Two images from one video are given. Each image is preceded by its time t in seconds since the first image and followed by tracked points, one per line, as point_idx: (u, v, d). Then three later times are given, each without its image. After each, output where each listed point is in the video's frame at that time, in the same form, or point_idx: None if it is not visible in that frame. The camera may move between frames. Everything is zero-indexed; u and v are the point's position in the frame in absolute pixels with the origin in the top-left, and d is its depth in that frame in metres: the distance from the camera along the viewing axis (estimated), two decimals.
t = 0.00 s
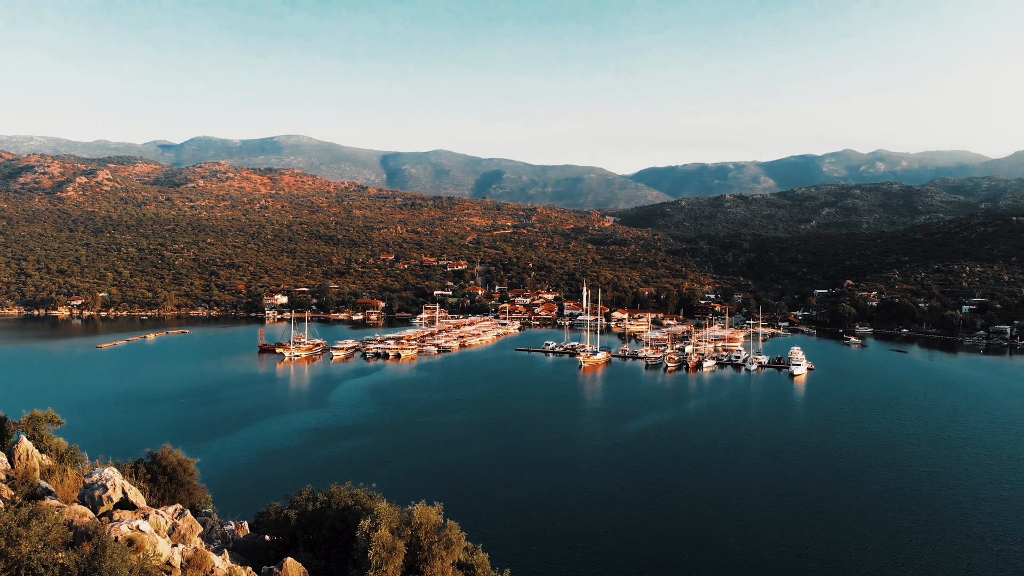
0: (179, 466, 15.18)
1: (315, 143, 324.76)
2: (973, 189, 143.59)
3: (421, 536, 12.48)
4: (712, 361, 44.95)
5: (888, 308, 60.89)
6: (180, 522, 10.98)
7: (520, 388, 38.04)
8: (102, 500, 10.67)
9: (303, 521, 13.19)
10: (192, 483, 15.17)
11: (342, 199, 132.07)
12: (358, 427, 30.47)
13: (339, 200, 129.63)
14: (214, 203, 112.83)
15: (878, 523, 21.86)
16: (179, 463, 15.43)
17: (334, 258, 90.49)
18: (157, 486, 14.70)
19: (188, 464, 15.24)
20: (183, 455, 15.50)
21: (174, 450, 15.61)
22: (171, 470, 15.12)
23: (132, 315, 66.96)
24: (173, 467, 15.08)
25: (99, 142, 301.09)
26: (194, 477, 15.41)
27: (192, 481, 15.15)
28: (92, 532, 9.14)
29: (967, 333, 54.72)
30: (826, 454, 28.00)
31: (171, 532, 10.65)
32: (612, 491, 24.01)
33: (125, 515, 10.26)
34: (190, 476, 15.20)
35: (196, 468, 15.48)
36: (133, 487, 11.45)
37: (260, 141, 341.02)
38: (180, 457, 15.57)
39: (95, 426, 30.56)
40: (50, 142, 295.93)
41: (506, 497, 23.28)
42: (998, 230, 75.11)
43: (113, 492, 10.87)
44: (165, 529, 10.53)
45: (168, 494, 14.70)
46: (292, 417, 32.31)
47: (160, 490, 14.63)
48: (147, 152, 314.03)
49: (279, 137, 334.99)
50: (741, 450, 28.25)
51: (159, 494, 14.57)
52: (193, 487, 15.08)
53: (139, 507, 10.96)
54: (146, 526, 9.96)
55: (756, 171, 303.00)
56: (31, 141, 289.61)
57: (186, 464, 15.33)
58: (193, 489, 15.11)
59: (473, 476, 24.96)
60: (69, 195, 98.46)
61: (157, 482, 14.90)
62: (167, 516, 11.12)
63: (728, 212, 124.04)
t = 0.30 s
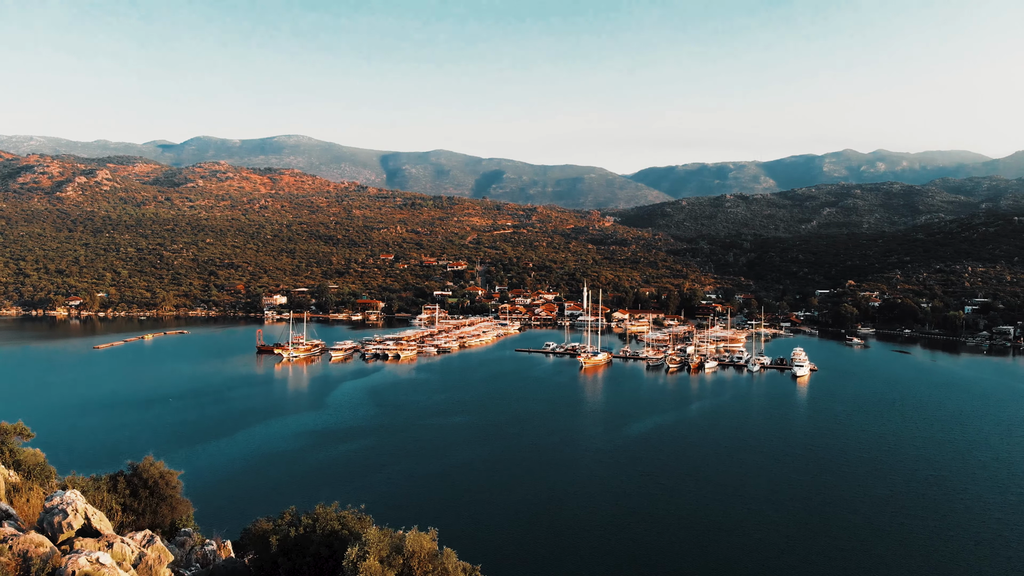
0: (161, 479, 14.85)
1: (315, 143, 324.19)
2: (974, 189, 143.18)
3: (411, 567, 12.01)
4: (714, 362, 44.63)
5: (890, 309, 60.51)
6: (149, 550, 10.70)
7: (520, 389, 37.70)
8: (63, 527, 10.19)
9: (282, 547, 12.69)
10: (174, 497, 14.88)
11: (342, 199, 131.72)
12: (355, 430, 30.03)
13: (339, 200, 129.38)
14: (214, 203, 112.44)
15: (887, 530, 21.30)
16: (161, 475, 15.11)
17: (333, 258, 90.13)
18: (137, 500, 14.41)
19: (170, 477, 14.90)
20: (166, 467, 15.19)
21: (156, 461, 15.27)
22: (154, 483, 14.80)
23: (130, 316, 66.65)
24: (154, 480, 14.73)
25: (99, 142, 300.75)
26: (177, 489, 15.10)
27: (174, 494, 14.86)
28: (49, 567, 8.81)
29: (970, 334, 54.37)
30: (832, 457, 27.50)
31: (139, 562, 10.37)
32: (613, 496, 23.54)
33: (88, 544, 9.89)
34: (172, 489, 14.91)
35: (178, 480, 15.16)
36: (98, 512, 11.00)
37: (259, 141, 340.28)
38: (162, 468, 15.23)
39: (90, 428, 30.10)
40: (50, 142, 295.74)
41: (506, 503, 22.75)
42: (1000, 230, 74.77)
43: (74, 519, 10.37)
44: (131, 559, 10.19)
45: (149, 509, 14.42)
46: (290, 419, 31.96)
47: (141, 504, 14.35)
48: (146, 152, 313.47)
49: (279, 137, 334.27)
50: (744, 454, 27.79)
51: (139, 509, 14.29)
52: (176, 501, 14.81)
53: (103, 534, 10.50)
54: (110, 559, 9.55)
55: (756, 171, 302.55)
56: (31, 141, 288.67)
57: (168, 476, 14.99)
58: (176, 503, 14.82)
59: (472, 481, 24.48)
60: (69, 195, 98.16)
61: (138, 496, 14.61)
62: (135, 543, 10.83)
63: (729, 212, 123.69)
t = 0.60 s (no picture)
0: (139, 495, 14.46)
1: (315, 142, 323.55)
2: (975, 189, 142.77)
3: None
4: (716, 363, 44.26)
5: (893, 309, 60.18)
6: None
7: (521, 391, 37.30)
8: (11, 563, 9.34)
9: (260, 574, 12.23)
10: (154, 514, 14.43)
11: (342, 199, 131.32)
12: (353, 433, 29.57)
13: (339, 200, 129.12)
14: (213, 203, 112.04)
15: (896, 536, 20.79)
16: (140, 491, 14.73)
17: (333, 258, 89.75)
18: (115, 517, 13.96)
19: (149, 493, 14.53)
20: (144, 483, 14.80)
21: (135, 476, 14.93)
22: (133, 501, 14.36)
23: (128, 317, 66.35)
24: (132, 496, 14.35)
25: (99, 142, 300.51)
26: (157, 505, 14.66)
27: (154, 511, 14.41)
28: None
29: (973, 334, 54.02)
30: (837, 462, 27.03)
31: None
32: (615, 501, 23.05)
33: None
34: (151, 505, 14.47)
35: (158, 496, 14.74)
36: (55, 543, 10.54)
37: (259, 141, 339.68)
38: (141, 484, 14.84)
39: (85, 431, 29.61)
40: (50, 142, 295.57)
41: (506, 509, 22.24)
42: (1002, 230, 74.41)
43: (25, 554, 9.54)
44: None
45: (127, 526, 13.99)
46: (288, 422, 31.56)
47: (119, 521, 13.90)
48: (146, 152, 312.92)
49: (279, 137, 333.64)
50: (747, 458, 27.36)
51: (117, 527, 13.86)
52: (155, 518, 14.34)
53: (59, 569, 9.73)
54: None
55: (756, 171, 302.05)
56: (31, 141, 288.24)
57: (147, 492, 14.60)
58: (156, 520, 14.36)
59: (471, 486, 24.01)
60: (68, 194, 97.78)
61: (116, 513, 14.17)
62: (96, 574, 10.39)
63: (730, 212, 123.32)
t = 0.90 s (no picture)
0: (118, 511, 13.84)
1: (315, 142, 323.04)
2: (976, 189, 142.41)
3: None
4: (718, 365, 43.89)
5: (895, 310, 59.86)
6: None
7: (522, 393, 36.94)
8: None
9: None
10: (134, 530, 13.86)
11: (342, 199, 131.00)
12: (351, 436, 29.18)
13: (339, 200, 128.82)
14: (213, 202, 111.73)
15: (905, 543, 20.29)
16: (119, 505, 14.12)
17: (332, 258, 89.38)
18: (91, 536, 13.41)
19: (128, 509, 13.93)
20: (124, 497, 14.16)
21: (114, 489, 14.29)
22: (111, 517, 13.78)
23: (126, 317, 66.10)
24: (110, 512, 13.75)
25: (99, 142, 300.26)
26: (137, 520, 14.09)
27: (133, 528, 13.83)
28: None
29: (976, 335, 53.66)
30: (842, 465, 26.59)
31: None
32: (617, 507, 22.59)
33: None
34: (131, 521, 13.89)
35: (138, 511, 14.16)
36: None
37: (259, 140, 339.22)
38: (121, 498, 14.22)
39: (80, 433, 29.19)
40: (51, 142, 295.63)
41: (506, 514, 21.78)
42: (1004, 230, 74.07)
43: None
44: None
45: (105, 545, 13.45)
46: (287, 424, 31.22)
47: (95, 540, 13.35)
48: (146, 152, 312.54)
49: (279, 136, 333.25)
50: (751, 461, 26.92)
51: (94, 547, 13.32)
52: (135, 535, 13.77)
53: None
54: None
55: (756, 171, 301.70)
56: (31, 141, 287.87)
57: (126, 507, 13.99)
58: (136, 536, 13.81)
59: (470, 491, 23.55)
60: (67, 194, 97.41)
61: (93, 530, 13.63)
62: None
63: (730, 212, 123.00)
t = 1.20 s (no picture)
0: (94, 528, 13.55)
1: (315, 142, 322.71)
2: (977, 189, 142.14)
3: None
4: (720, 366, 43.57)
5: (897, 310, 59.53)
6: None
7: (522, 395, 36.58)
8: None
9: None
10: (111, 548, 13.60)
11: (342, 198, 130.80)
12: (349, 438, 28.80)
13: (338, 200, 128.52)
14: (212, 202, 111.47)
15: (914, 549, 19.78)
16: (96, 522, 13.82)
17: (332, 258, 89.10)
18: (67, 555, 13.10)
19: (104, 526, 13.64)
20: (100, 513, 13.86)
21: (90, 505, 13.96)
22: (87, 535, 13.48)
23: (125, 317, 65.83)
24: (86, 530, 13.44)
25: (99, 143, 299.83)
26: (114, 538, 13.81)
27: (110, 546, 13.56)
28: None
29: (980, 336, 53.29)
30: (847, 469, 26.13)
31: None
32: (618, 511, 22.14)
33: None
34: (108, 539, 13.61)
35: (115, 528, 13.88)
36: None
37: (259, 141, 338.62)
38: (97, 514, 13.91)
39: (75, 434, 28.80)
40: (51, 142, 295.28)
41: (505, 519, 21.30)
42: (1006, 230, 73.76)
43: None
44: None
45: (81, 564, 13.15)
46: (285, 426, 30.86)
47: (71, 560, 13.04)
48: (146, 152, 312.09)
49: (279, 137, 332.74)
50: (755, 465, 26.51)
51: (69, 566, 13.00)
52: (112, 553, 13.51)
53: None
54: None
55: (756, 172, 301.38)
56: (31, 141, 287.44)
57: (103, 524, 13.70)
58: (113, 554, 13.54)
59: (469, 495, 23.13)
60: (66, 194, 97.09)
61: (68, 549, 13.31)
62: None
63: (731, 212, 122.72)
